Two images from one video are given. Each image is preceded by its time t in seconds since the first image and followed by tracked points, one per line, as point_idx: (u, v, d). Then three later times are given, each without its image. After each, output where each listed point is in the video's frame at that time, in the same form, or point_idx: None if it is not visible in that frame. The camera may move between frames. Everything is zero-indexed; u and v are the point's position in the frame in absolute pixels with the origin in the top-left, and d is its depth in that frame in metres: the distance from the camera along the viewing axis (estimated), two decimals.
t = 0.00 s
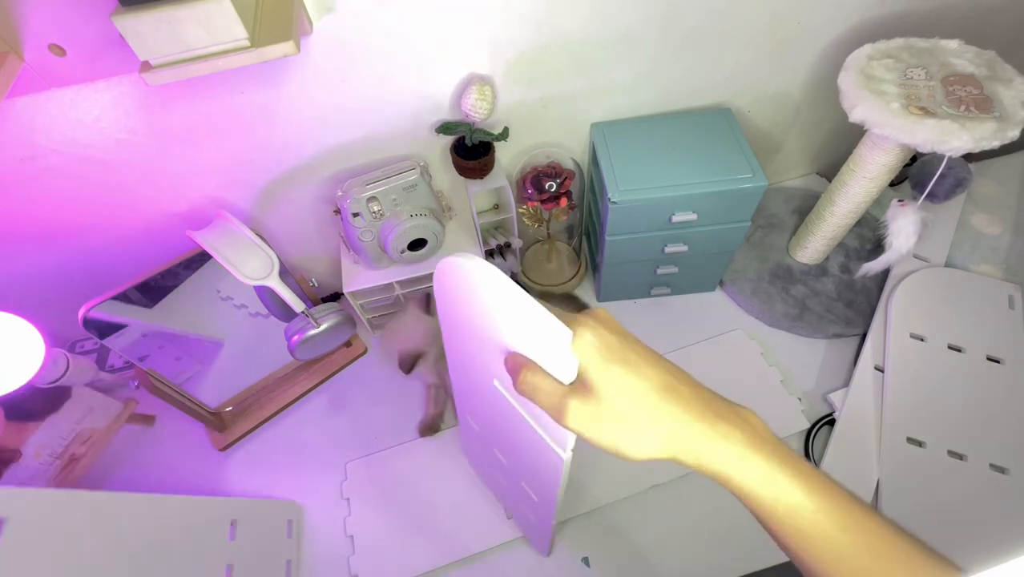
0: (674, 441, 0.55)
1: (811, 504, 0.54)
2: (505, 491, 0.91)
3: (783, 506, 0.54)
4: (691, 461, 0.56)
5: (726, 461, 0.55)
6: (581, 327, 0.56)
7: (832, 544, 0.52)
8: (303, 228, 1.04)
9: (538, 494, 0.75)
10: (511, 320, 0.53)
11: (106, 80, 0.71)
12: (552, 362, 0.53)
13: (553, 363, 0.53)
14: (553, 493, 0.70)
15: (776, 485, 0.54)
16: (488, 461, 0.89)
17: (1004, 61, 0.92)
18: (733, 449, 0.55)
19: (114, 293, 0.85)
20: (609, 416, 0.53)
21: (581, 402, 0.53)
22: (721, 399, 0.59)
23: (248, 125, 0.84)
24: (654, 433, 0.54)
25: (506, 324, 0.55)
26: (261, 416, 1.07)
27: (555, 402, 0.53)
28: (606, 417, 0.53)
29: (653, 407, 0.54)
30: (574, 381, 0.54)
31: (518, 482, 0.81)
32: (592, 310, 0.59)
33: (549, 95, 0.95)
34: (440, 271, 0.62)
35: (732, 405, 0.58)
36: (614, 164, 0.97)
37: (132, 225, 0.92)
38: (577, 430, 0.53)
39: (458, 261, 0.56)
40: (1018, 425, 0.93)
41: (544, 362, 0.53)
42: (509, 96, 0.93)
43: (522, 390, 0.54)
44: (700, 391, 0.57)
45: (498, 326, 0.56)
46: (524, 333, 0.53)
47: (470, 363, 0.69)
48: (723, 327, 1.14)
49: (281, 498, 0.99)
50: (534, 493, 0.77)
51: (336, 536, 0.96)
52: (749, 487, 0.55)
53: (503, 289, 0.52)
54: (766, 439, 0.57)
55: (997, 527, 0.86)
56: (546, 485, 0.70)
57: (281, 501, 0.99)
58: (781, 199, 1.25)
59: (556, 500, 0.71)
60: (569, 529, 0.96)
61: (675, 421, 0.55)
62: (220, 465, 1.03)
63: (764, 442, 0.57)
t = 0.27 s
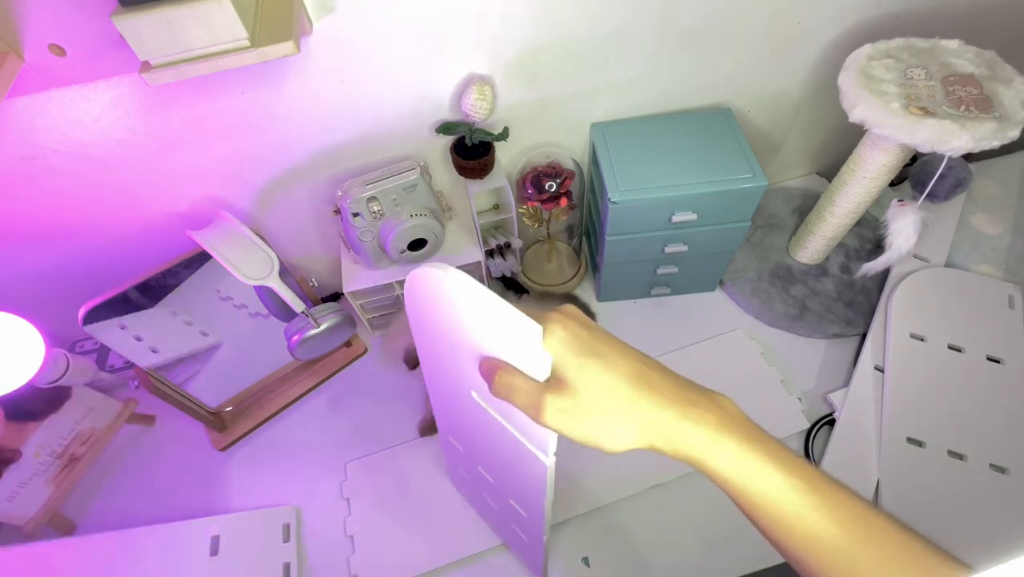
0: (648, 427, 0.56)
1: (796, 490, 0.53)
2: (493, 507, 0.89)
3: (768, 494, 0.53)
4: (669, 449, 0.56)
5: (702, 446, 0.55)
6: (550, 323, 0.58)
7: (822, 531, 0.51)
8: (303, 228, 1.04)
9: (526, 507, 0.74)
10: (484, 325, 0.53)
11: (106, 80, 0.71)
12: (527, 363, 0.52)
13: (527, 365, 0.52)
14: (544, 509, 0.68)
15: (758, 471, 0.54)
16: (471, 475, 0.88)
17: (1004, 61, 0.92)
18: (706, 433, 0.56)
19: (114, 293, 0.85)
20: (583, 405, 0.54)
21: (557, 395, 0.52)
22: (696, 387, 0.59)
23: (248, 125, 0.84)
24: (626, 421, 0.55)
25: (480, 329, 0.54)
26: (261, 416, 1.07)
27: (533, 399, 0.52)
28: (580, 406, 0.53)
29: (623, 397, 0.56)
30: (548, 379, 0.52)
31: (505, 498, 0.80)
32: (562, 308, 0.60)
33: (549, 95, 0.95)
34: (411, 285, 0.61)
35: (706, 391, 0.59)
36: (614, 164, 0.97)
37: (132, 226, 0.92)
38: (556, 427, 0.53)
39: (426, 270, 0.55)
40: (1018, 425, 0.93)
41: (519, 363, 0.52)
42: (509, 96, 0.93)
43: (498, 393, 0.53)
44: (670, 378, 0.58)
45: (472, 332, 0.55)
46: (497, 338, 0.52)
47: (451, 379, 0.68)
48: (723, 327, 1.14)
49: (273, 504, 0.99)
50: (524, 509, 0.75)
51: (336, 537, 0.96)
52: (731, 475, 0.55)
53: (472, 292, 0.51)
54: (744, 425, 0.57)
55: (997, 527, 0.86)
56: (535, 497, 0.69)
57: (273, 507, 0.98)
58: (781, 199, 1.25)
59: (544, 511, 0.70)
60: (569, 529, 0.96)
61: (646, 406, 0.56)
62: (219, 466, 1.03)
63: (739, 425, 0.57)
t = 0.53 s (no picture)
0: (634, 423, 0.56)
1: (785, 485, 0.53)
2: (493, 507, 0.89)
3: (757, 490, 0.53)
4: (656, 445, 0.57)
5: (688, 442, 0.55)
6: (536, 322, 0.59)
7: (813, 527, 0.51)
8: (303, 228, 1.04)
9: (523, 506, 0.74)
10: (476, 328, 0.53)
11: (106, 80, 0.71)
12: (518, 364, 0.52)
13: (517, 364, 0.52)
14: (543, 506, 0.68)
15: (746, 466, 0.54)
16: (468, 476, 0.89)
17: (1004, 61, 0.92)
18: (693, 429, 0.56)
19: (114, 293, 0.85)
20: (569, 403, 0.54)
21: (545, 392, 0.53)
22: (685, 385, 0.59)
23: (248, 125, 0.84)
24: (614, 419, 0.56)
25: (472, 331, 0.54)
26: (261, 416, 1.07)
27: (522, 396, 0.52)
28: (567, 403, 0.54)
29: (609, 395, 0.56)
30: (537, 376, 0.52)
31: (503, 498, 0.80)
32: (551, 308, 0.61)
33: (549, 95, 0.95)
34: (403, 291, 0.61)
35: (694, 389, 0.59)
36: (614, 164, 0.97)
37: (132, 226, 0.92)
38: (545, 424, 0.53)
39: (416, 276, 0.56)
40: (1017, 425, 0.94)
41: (511, 365, 0.53)
42: (509, 96, 0.93)
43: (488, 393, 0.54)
44: (656, 374, 0.59)
45: (464, 335, 0.56)
46: (489, 340, 0.53)
47: (447, 380, 0.68)
48: (723, 327, 1.14)
49: (275, 499, 0.99)
50: (523, 508, 0.75)
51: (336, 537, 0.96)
52: (719, 471, 0.54)
53: (459, 293, 0.52)
54: (730, 420, 0.57)
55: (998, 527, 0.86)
56: (532, 496, 0.69)
57: (274, 501, 0.99)
58: (781, 199, 1.25)
59: (542, 509, 0.70)
60: (569, 529, 0.96)
61: (633, 405, 0.56)
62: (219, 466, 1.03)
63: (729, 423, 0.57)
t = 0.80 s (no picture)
0: (632, 429, 0.56)
1: (782, 490, 0.53)
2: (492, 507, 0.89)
3: (755, 496, 0.53)
4: (653, 451, 0.57)
5: (685, 447, 0.55)
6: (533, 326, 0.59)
7: (810, 532, 0.51)
8: (303, 228, 1.04)
9: (522, 501, 0.74)
10: (475, 332, 0.53)
11: (106, 80, 0.71)
12: (516, 369, 0.52)
13: (515, 370, 0.53)
14: (542, 503, 0.69)
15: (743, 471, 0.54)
16: (468, 477, 0.89)
17: (1004, 61, 0.92)
18: (689, 433, 0.56)
19: (114, 293, 0.85)
20: (566, 407, 0.54)
21: (543, 399, 0.53)
22: (681, 389, 0.59)
23: (248, 125, 0.84)
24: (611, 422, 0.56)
25: (470, 334, 0.54)
26: (261, 416, 1.07)
27: (517, 402, 0.53)
28: (564, 410, 0.54)
29: (607, 399, 0.56)
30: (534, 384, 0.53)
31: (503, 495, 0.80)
32: (550, 311, 0.61)
33: (549, 95, 0.95)
34: (402, 292, 0.61)
35: (690, 393, 0.59)
36: (614, 164, 0.97)
37: (132, 226, 0.92)
38: (541, 429, 0.54)
39: (414, 277, 0.56)
40: (1017, 425, 0.94)
41: (508, 370, 0.53)
42: (509, 96, 0.93)
43: (486, 398, 0.55)
44: (652, 379, 0.59)
45: (462, 337, 0.56)
46: (488, 345, 0.53)
47: (444, 378, 0.68)
48: (723, 327, 1.14)
49: (277, 495, 1.00)
50: (522, 506, 0.75)
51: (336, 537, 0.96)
52: (716, 476, 0.54)
53: (456, 296, 0.51)
54: (727, 426, 0.57)
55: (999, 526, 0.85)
56: (530, 493, 0.69)
57: (275, 496, 0.99)
58: (781, 199, 1.25)
59: (541, 505, 0.70)
60: (569, 530, 0.96)
61: (630, 409, 0.56)
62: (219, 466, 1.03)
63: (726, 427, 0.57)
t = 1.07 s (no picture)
0: (631, 429, 0.56)
1: (780, 488, 0.53)
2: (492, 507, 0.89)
3: (753, 495, 0.53)
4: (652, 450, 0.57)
5: (683, 446, 0.55)
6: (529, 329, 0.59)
7: (809, 531, 0.51)
8: (303, 228, 1.04)
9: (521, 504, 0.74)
10: (476, 334, 0.53)
11: (106, 80, 0.71)
12: (516, 372, 0.53)
13: (515, 373, 0.53)
14: (539, 504, 0.69)
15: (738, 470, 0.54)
16: (468, 477, 0.89)
17: (1004, 61, 0.92)
18: (687, 432, 0.56)
19: (114, 293, 0.86)
20: (564, 408, 0.54)
21: (540, 402, 0.53)
22: (679, 389, 0.60)
23: (248, 125, 0.84)
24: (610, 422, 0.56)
25: (470, 337, 0.54)
26: (261, 416, 1.07)
27: (516, 408, 0.53)
28: (562, 411, 0.54)
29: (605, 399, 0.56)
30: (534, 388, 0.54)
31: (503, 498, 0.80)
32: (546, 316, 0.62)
33: (549, 95, 0.95)
34: (402, 292, 0.61)
35: (689, 393, 0.59)
36: (614, 164, 0.97)
37: (133, 226, 0.92)
38: (541, 433, 0.53)
39: (415, 278, 0.55)
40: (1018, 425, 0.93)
41: (507, 373, 0.54)
42: (509, 96, 0.93)
43: (484, 403, 0.55)
44: (650, 379, 0.59)
45: (463, 339, 0.56)
46: (488, 347, 0.53)
47: (444, 379, 0.68)
48: (723, 327, 1.14)
49: (275, 491, 1.00)
50: (520, 506, 0.75)
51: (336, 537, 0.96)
52: (713, 475, 0.54)
53: (458, 297, 0.51)
54: (725, 424, 0.57)
55: (998, 526, 0.85)
56: (529, 495, 0.69)
57: (275, 492, 1.00)
58: (781, 199, 1.25)
59: (539, 507, 0.70)
60: (569, 530, 0.96)
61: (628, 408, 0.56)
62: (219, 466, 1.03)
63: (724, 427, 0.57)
